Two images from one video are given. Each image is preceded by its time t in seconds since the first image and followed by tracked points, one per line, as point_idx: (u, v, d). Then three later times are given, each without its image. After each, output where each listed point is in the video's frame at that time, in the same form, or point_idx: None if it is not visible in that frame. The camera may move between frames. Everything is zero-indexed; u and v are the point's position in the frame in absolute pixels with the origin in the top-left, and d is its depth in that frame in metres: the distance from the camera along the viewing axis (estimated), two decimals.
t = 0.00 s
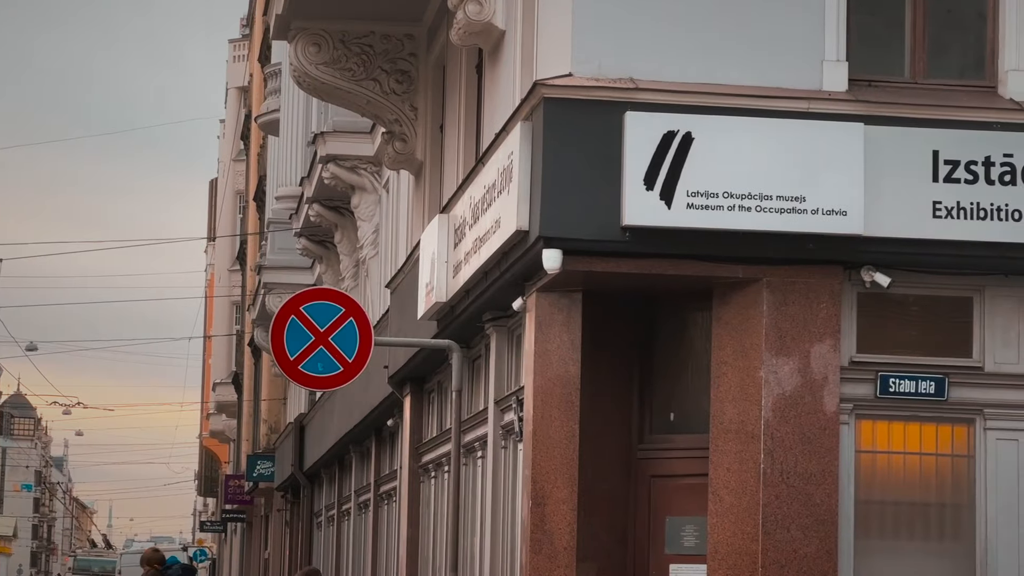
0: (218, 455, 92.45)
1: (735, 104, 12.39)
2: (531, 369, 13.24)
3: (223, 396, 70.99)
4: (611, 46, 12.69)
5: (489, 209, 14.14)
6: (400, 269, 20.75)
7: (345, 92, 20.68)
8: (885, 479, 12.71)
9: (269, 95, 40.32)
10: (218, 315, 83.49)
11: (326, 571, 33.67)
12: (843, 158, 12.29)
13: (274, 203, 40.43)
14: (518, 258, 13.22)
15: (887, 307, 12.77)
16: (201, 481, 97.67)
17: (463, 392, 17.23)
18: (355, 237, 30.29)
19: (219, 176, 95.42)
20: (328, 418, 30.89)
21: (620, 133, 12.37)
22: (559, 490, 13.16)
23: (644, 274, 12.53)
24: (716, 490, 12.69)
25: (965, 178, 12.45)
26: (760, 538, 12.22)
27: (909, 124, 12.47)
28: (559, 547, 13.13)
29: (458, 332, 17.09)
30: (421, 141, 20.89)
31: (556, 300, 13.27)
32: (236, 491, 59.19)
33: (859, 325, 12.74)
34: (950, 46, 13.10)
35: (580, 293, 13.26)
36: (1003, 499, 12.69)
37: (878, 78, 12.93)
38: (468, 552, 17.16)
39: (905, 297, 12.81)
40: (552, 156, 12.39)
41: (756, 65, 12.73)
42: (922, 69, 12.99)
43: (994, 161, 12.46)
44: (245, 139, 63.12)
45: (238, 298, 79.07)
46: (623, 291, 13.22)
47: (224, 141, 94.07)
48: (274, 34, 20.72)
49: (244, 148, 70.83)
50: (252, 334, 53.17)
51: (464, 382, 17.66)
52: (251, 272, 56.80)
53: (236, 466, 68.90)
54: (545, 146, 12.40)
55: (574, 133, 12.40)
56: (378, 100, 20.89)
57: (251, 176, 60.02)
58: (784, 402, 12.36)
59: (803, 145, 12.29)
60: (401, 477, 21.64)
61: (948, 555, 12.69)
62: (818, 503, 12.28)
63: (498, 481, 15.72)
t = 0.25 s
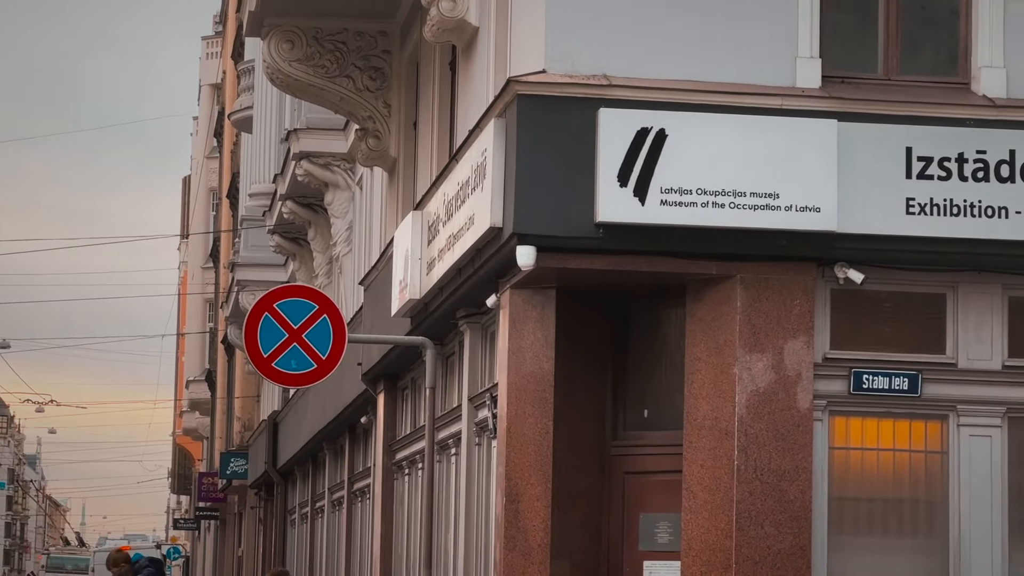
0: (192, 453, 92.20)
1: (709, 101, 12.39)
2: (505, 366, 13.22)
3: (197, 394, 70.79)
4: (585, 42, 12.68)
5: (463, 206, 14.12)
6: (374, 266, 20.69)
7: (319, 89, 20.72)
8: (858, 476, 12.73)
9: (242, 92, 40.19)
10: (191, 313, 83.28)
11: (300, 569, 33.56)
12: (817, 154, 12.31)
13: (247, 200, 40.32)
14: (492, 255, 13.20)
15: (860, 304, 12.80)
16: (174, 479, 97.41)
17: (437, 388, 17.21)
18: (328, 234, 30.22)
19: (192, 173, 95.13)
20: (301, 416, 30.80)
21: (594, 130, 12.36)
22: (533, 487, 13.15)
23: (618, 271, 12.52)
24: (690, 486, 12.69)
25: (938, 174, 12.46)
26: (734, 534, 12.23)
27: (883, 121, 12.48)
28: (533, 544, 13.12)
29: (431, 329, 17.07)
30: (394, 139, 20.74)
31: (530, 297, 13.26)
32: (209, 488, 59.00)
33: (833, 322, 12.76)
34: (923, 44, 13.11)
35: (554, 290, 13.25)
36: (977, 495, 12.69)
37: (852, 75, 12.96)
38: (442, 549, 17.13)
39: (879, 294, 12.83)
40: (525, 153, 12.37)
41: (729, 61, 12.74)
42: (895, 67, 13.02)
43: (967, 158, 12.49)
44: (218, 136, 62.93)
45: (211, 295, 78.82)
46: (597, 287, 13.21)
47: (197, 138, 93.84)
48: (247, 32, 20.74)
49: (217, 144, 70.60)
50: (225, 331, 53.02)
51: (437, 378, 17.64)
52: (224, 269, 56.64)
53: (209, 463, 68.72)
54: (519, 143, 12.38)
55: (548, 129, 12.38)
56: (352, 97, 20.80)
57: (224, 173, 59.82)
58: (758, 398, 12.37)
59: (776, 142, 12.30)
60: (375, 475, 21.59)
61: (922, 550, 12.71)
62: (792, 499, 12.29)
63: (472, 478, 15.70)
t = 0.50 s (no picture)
0: (166, 449, 92.01)
1: (683, 95, 12.38)
2: (479, 360, 13.22)
3: (171, 388, 70.63)
4: (558, 36, 12.68)
5: (437, 200, 14.10)
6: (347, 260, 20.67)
7: (293, 84, 20.68)
8: (832, 469, 12.76)
9: (216, 86, 40.07)
10: (166, 307, 83.24)
11: (275, 563, 33.53)
12: (790, 148, 12.33)
13: (221, 194, 40.21)
14: (466, 249, 13.19)
15: (834, 298, 12.82)
16: (149, 474, 97.19)
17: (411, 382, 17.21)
18: (302, 228, 30.17)
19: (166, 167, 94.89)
20: (276, 410, 30.77)
21: (568, 124, 12.35)
22: (507, 481, 13.16)
23: (592, 265, 12.52)
24: (664, 480, 12.69)
25: (911, 168, 12.48)
26: (708, 527, 12.25)
27: (856, 115, 12.49)
28: (508, 537, 13.12)
29: (406, 323, 17.06)
30: (368, 133, 20.79)
31: (504, 291, 13.26)
32: (184, 483, 58.85)
33: (807, 315, 12.78)
34: (896, 38, 13.14)
35: (528, 284, 13.24)
36: (950, 488, 12.72)
37: (825, 69, 12.98)
38: (417, 542, 17.13)
39: (853, 288, 12.85)
40: (499, 147, 12.36)
41: (703, 55, 12.74)
42: (868, 61, 13.04)
43: (940, 152, 12.49)
44: (192, 131, 62.75)
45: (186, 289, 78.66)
46: (571, 281, 13.21)
47: (171, 133, 93.54)
48: (220, 26, 20.64)
49: (191, 139, 70.42)
50: (199, 327, 52.91)
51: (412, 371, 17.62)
52: (198, 264, 56.51)
53: (183, 458, 68.58)
54: (493, 137, 12.36)
55: (522, 123, 12.37)
56: (325, 91, 20.73)
57: (198, 167, 59.68)
58: (732, 391, 12.39)
59: (750, 136, 12.31)
60: (349, 469, 21.57)
61: (895, 543, 12.75)
62: (766, 493, 12.31)
63: (446, 472, 15.68)
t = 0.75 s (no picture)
0: (139, 442, 91.76)
1: (656, 86, 12.36)
2: (452, 352, 13.18)
3: (143, 381, 70.41)
4: (531, 28, 12.65)
5: (409, 192, 14.06)
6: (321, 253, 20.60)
7: (267, 76, 20.54)
8: (805, 461, 12.77)
9: (188, 78, 39.90)
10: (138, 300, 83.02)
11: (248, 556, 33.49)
12: (763, 140, 12.33)
13: (194, 187, 40.07)
14: (439, 241, 13.16)
15: (807, 289, 12.82)
16: (121, 468, 96.92)
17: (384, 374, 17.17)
18: (275, 221, 30.07)
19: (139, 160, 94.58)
20: (249, 403, 30.71)
21: (541, 116, 12.32)
22: (481, 473, 13.14)
23: (566, 257, 12.50)
24: (638, 472, 12.69)
25: (884, 160, 12.48)
26: (682, 519, 12.24)
27: (829, 107, 12.49)
28: (481, 530, 13.09)
29: (379, 315, 17.02)
30: (341, 126, 20.70)
31: (477, 283, 13.22)
32: (157, 476, 58.66)
33: (780, 307, 12.78)
34: (869, 30, 13.17)
35: (501, 276, 13.21)
36: (922, 480, 12.74)
37: (798, 60, 12.98)
38: (390, 534, 17.11)
39: (826, 280, 12.85)
40: (472, 139, 12.33)
41: (676, 46, 12.72)
42: (841, 52, 13.07)
43: (913, 144, 12.50)
44: (164, 123, 62.50)
45: (158, 282, 78.48)
46: (544, 274, 13.18)
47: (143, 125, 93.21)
48: (193, 18, 20.57)
49: (164, 131, 70.20)
50: (172, 320, 52.73)
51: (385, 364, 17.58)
52: (171, 257, 56.32)
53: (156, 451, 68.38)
54: (465, 129, 12.33)
55: (495, 115, 12.34)
56: (298, 84, 20.68)
57: (170, 160, 59.45)
58: (705, 383, 12.38)
59: (723, 128, 12.30)
60: (323, 462, 21.54)
61: (868, 535, 12.77)
62: (739, 484, 12.32)
63: (419, 465, 15.65)
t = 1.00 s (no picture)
0: (114, 435, 91.53)
1: (632, 77, 12.35)
2: (427, 343, 13.17)
3: (119, 373, 70.22)
4: (507, 19, 12.63)
5: (385, 183, 14.03)
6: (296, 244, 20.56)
7: (243, 67, 20.39)
8: (781, 452, 12.79)
9: (164, 70, 39.76)
10: (114, 292, 82.80)
11: (224, 549, 33.46)
12: (739, 131, 12.32)
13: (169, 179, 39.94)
14: (415, 232, 13.13)
15: (783, 280, 12.82)
16: (97, 461, 96.68)
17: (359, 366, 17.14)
18: (251, 213, 30.00)
19: (114, 151, 94.25)
20: (225, 395, 30.66)
21: (516, 107, 12.30)
22: (456, 464, 13.14)
23: (541, 247, 12.48)
24: (613, 463, 12.69)
25: (859, 151, 12.48)
26: (657, 510, 12.24)
27: (805, 98, 12.48)
28: (456, 521, 13.08)
29: (355, 306, 16.99)
30: (317, 117, 20.75)
31: (452, 274, 13.20)
32: (133, 468, 58.51)
33: (756, 297, 12.78)
34: (845, 21, 13.18)
35: (476, 267, 13.19)
36: (897, 470, 12.77)
37: (774, 51, 12.98)
38: (366, 525, 17.09)
39: (802, 270, 12.86)
40: (448, 129, 12.30)
41: (652, 37, 12.71)
42: (817, 43, 13.07)
43: (889, 135, 12.51)
44: (140, 114, 62.28)
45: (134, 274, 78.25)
46: (520, 264, 13.17)
47: (119, 117, 92.91)
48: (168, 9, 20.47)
49: (139, 123, 69.96)
50: (148, 312, 52.59)
51: (360, 355, 17.55)
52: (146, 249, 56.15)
53: (132, 443, 68.20)
54: (441, 119, 12.30)
55: (471, 106, 12.31)
56: (273, 74, 20.65)
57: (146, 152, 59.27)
58: (681, 374, 12.39)
59: (698, 119, 12.29)
60: (298, 455, 21.52)
61: (842, 525, 12.78)
62: (714, 475, 12.33)
63: (395, 456, 15.62)
